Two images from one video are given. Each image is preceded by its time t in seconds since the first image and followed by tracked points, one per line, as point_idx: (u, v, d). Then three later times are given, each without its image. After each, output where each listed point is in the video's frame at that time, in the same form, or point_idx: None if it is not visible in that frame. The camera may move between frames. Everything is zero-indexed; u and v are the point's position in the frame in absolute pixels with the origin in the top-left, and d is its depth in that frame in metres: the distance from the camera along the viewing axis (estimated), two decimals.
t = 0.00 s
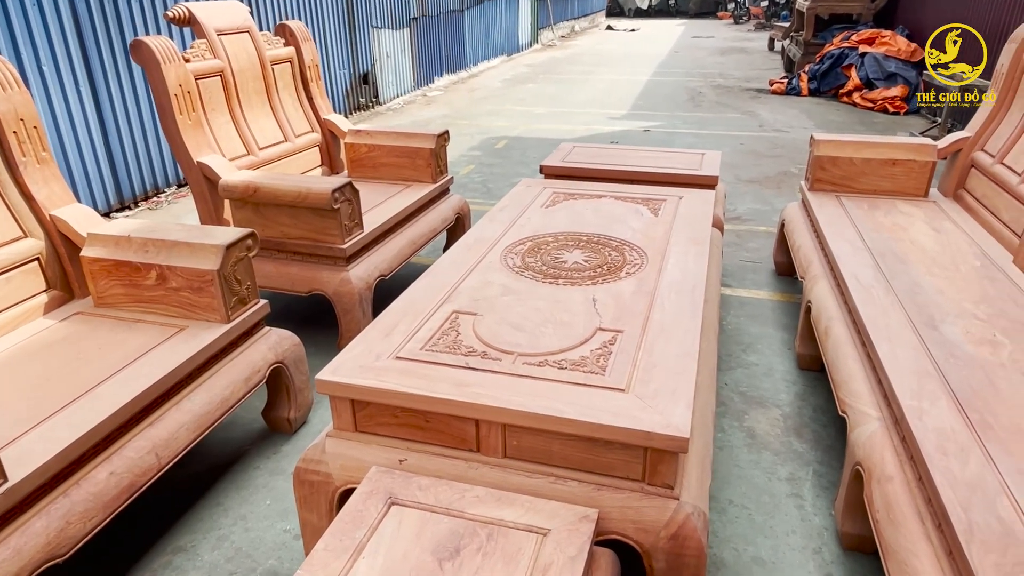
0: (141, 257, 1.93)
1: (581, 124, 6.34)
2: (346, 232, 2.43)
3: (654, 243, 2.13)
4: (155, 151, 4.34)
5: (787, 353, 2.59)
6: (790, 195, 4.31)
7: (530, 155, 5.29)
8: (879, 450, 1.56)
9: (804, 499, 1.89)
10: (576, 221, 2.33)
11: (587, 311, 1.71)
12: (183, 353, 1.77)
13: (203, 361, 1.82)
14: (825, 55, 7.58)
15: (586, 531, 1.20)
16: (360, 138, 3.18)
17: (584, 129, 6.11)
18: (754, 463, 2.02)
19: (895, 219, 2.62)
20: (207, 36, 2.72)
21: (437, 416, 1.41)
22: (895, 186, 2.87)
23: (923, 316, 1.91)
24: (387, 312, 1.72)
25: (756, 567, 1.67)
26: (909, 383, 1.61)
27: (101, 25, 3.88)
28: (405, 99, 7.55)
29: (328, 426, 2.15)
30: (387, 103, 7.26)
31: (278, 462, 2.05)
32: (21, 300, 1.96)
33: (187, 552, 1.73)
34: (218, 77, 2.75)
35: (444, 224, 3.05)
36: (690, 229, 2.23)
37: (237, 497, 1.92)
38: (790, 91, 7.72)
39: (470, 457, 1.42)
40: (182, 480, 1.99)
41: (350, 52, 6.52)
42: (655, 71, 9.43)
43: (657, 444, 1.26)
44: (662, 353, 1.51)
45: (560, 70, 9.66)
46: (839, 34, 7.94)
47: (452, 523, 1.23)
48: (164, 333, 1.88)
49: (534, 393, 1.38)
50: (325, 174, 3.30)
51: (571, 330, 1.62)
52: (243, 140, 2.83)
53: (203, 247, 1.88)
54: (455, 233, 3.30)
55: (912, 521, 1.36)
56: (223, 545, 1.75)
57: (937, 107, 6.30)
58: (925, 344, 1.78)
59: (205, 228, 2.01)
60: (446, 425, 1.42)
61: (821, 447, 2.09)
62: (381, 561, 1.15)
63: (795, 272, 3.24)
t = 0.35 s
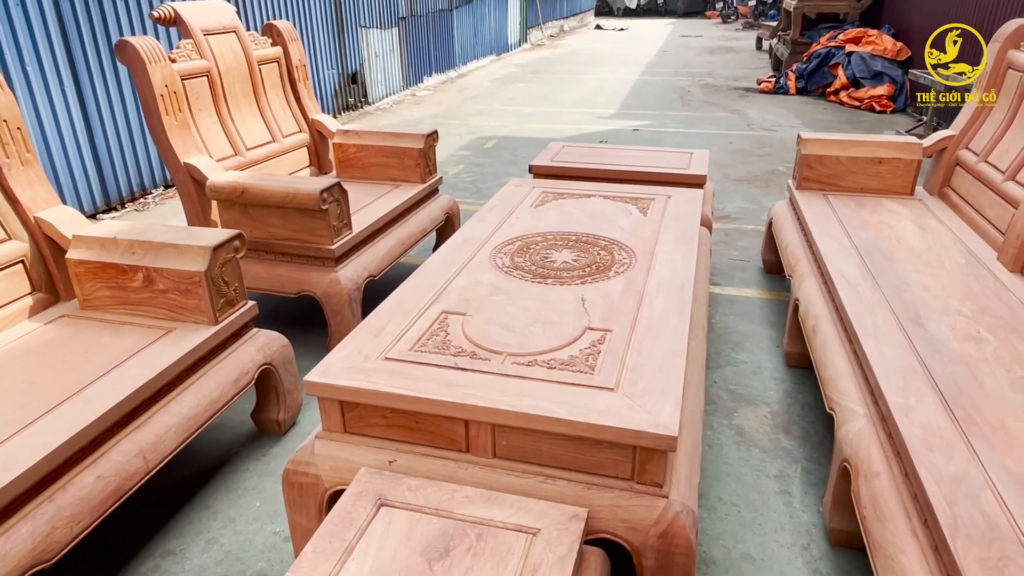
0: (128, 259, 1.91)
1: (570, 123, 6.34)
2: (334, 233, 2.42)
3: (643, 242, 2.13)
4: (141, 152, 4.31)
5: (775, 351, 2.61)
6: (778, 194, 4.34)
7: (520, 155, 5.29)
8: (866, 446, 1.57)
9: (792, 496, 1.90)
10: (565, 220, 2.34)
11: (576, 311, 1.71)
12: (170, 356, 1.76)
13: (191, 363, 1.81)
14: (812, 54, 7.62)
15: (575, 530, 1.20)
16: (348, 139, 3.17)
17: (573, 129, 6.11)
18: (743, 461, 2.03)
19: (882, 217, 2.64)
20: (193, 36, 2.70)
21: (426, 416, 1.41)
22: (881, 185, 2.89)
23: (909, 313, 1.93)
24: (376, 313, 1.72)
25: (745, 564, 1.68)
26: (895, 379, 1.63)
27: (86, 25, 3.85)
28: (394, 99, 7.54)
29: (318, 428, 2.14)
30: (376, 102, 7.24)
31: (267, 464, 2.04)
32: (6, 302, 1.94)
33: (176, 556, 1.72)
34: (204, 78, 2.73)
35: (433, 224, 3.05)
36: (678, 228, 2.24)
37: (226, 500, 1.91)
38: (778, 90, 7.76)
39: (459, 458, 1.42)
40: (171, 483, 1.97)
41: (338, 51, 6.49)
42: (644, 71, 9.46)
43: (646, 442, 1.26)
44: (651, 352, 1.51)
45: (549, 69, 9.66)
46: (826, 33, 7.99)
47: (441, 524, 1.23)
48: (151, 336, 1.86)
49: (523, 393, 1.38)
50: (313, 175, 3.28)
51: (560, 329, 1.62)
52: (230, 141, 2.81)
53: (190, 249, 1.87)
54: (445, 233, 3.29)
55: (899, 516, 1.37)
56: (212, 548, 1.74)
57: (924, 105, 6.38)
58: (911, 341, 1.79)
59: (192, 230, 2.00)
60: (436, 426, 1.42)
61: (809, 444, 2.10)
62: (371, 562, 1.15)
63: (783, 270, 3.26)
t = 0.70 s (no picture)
0: (122, 260, 1.90)
1: (564, 123, 6.34)
2: (329, 233, 2.41)
3: (638, 241, 2.14)
4: (133, 152, 4.29)
5: (769, 349, 2.62)
6: (771, 193, 4.35)
7: (513, 155, 5.29)
8: (860, 443, 1.58)
9: (788, 494, 1.91)
10: (560, 220, 2.34)
11: (572, 310, 1.71)
12: (164, 357, 1.75)
13: (185, 364, 1.80)
14: (804, 54, 7.65)
15: (573, 529, 1.21)
16: (342, 139, 3.16)
17: (567, 128, 6.12)
18: (739, 459, 2.04)
19: (875, 216, 2.65)
20: (185, 36, 2.69)
21: (423, 416, 1.41)
22: (874, 183, 2.91)
23: (903, 311, 1.94)
24: (372, 313, 1.71)
25: (741, 562, 1.69)
26: (889, 377, 1.64)
27: (77, 25, 3.83)
28: (387, 99, 7.52)
29: (314, 428, 2.14)
30: (369, 102, 7.23)
31: (263, 465, 2.03)
32: None
33: (172, 558, 1.71)
34: (198, 78, 2.72)
35: (428, 224, 3.04)
36: (673, 227, 2.24)
37: (221, 501, 1.90)
38: (770, 89, 7.79)
39: (456, 457, 1.42)
40: (166, 485, 1.96)
41: (330, 51, 6.47)
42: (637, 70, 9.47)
43: (643, 441, 1.27)
44: (647, 350, 1.51)
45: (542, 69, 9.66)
46: (818, 32, 8.02)
47: (439, 524, 1.23)
48: (146, 336, 1.85)
49: (520, 392, 1.38)
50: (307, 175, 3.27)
51: (557, 328, 1.62)
52: (223, 141, 2.80)
53: (185, 249, 1.86)
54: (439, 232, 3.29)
55: (894, 513, 1.37)
56: (208, 550, 1.74)
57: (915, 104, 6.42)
58: (905, 338, 1.80)
59: (186, 230, 1.99)
60: (432, 425, 1.42)
61: (804, 441, 2.11)
62: (368, 563, 1.15)
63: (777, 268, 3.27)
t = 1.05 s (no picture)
0: (119, 260, 1.90)
1: (560, 123, 6.35)
2: (327, 233, 2.41)
3: (636, 240, 2.14)
4: (129, 152, 4.27)
5: (767, 348, 2.62)
6: (768, 192, 4.36)
7: (510, 155, 5.28)
8: (859, 442, 1.58)
9: (786, 492, 1.91)
10: (557, 220, 2.34)
11: (571, 309, 1.71)
12: (162, 357, 1.75)
13: (183, 364, 1.80)
14: (800, 54, 7.67)
15: (573, 528, 1.21)
16: (339, 139, 3.15)
17: (563, 128, 6.12)
18: (737, 458, 2.04)
19: (871, 215, 2.66)
20: (182, 36, 2.68)
21: (422, 415, 1.41)
22: (871, 182, 2.92)
23: (901, 310, 1.95)
24: (370, 313, 1.71)
25: (740, 561, 1.69)
26: (887, 375, 1.64)
27: (73, 25, 3.81)
28: (383, 99, 7.51)
29: (312, 428, 2.13)
30: (365, 103, 7.22)
31: (261, 466, 2.03)
32: None
33: (169, 559, 1.71)
34: (194, 78, 2.71)
35: (425, 224, 3.04)
36: (671, 226, 2.25)
37: (220, 502, 1.90)
38: (766, 89, 7.81)
39: (455, 457, 1.42)
40: (164, 486, 1.96)
41: (327, 52, 6.46)
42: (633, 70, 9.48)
43: (642, 439, 1.27)
44: (646, 349, 1.52)
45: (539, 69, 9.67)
46: (813, 32, 8.04)
47: (439, 523, 1.23)
48: (143, 337, 1.85)
49: (519, 391, 1.38)
50: (304, 175, 3.26)
51: (556, 328, 1.62)
52: (220, 141, 2.79)
53: (183, 249, 1.86)
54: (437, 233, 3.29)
55: (892, 511, 1.38)
56: (206, 551, 1.73)
57: (910, 104, 6.44)
58: (903, 337, 1.81)
59: (184, 230, 1.99)
60: (432, 425, 1.42)
61: (802, 440, 2.12)
62: (368, 563, 1.14)
63: (774, 268, 3.28)
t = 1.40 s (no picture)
0: (118, 260, 1.90)
1: (559, 124, 6.35)
2: (326, 233, 2.41)
3: (635, 240, 2.15)
4: (128, 153, 4.27)
5: (766, 348, 2.63)
6: (767, 192, 4.37)
7: (509, 155, 5.29)
8: (857, 440, 1.58)
9: (784, 491, 1.92)
10: (556, 220, 2.34)
11: (570, 309, 1.72)
12: (161, 357, 1.75)
13: (182, 364, 1.80)
14: (798, 54, 7.68)
15: (572, 526, 1.21)
16: (338, 139, 3.16)
17: (562, 129, 6.12)
18: (736, 457, 2.05)
19: (869, 215, 2.67)
20: (181, 36, 2.69)
21: (422, 414, 1.41)
22: (869, 182, 2.92)
23: (898, 309, 1.95)
24: (370, 313, 1.71)
25: (739, 559, 1.70)
26: (885, 374, 1.65)
27: (71, 26, 3.81)
28: (382, 99, 7.52)
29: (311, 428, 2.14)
30: (364, 103, 7.22)
31: (260, 465, 2.03)
32: None
33: (169, 558, 1.71)
34: (194, 78, 2.71)
35: (425, 224, 3.05)
36: (669, 226, 2.25)
37: (219, 501, 1.90)
38: (765, 90, 7.82)
39: (455, 456, 1.42)
40: (164, 486, 1.96)
41: (326, 52, 6.47)
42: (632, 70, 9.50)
43: (641, 438, 1.27)
44: (645, 348, 1.52)
45: (538, 69, 9.67)
46: (812, 33, 8.05)
47: (438, 522, 1.23)
48: (143, 337, 1.85)
49: (518, 390, 1.38)
50: (303, 175, 3.27)
51: (555, 327, 1.63)
52: (220, 141, 2.80)
53: (182, 249, 1.86)
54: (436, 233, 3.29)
55: (891, 509, 1.38)
56: (206, 550, 1.73)
57: (909, 104, 6.45)
58: (900, 336, 1.82)
59: (184, 230, 1.99)
60: (431, 424, 1.42)
61: (801, 439, 2.12)
62: (368, 561, 1.15)
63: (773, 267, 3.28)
